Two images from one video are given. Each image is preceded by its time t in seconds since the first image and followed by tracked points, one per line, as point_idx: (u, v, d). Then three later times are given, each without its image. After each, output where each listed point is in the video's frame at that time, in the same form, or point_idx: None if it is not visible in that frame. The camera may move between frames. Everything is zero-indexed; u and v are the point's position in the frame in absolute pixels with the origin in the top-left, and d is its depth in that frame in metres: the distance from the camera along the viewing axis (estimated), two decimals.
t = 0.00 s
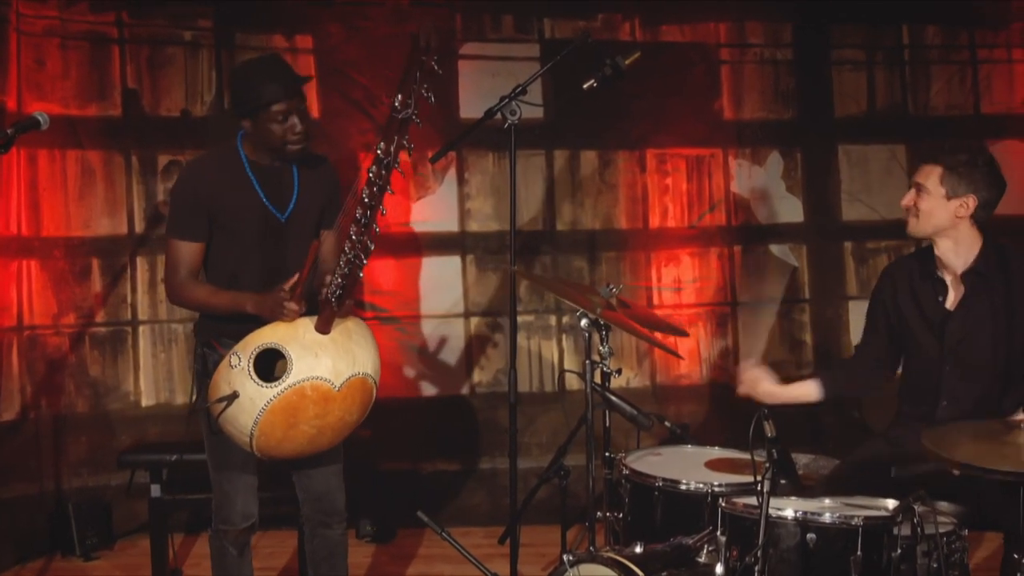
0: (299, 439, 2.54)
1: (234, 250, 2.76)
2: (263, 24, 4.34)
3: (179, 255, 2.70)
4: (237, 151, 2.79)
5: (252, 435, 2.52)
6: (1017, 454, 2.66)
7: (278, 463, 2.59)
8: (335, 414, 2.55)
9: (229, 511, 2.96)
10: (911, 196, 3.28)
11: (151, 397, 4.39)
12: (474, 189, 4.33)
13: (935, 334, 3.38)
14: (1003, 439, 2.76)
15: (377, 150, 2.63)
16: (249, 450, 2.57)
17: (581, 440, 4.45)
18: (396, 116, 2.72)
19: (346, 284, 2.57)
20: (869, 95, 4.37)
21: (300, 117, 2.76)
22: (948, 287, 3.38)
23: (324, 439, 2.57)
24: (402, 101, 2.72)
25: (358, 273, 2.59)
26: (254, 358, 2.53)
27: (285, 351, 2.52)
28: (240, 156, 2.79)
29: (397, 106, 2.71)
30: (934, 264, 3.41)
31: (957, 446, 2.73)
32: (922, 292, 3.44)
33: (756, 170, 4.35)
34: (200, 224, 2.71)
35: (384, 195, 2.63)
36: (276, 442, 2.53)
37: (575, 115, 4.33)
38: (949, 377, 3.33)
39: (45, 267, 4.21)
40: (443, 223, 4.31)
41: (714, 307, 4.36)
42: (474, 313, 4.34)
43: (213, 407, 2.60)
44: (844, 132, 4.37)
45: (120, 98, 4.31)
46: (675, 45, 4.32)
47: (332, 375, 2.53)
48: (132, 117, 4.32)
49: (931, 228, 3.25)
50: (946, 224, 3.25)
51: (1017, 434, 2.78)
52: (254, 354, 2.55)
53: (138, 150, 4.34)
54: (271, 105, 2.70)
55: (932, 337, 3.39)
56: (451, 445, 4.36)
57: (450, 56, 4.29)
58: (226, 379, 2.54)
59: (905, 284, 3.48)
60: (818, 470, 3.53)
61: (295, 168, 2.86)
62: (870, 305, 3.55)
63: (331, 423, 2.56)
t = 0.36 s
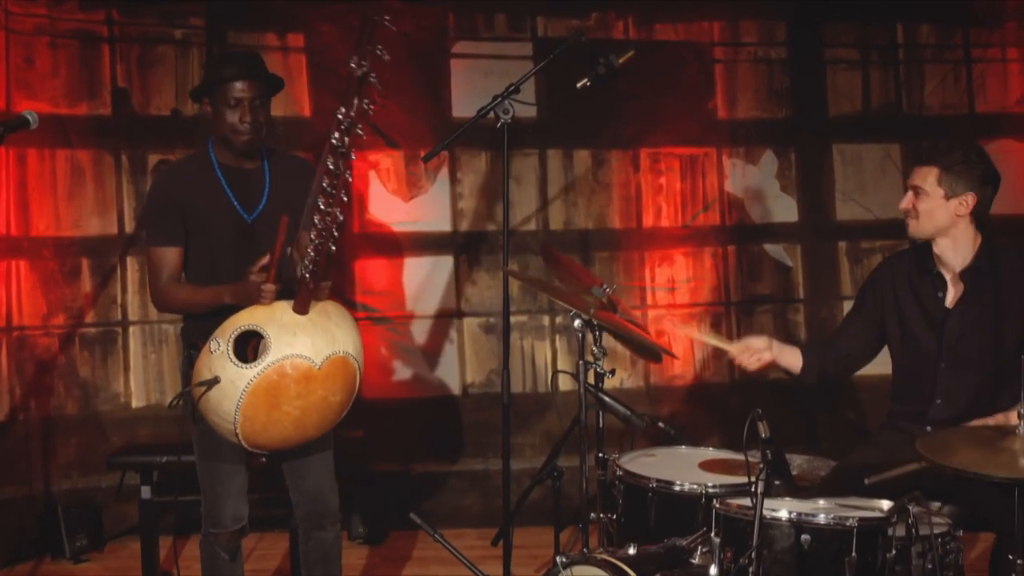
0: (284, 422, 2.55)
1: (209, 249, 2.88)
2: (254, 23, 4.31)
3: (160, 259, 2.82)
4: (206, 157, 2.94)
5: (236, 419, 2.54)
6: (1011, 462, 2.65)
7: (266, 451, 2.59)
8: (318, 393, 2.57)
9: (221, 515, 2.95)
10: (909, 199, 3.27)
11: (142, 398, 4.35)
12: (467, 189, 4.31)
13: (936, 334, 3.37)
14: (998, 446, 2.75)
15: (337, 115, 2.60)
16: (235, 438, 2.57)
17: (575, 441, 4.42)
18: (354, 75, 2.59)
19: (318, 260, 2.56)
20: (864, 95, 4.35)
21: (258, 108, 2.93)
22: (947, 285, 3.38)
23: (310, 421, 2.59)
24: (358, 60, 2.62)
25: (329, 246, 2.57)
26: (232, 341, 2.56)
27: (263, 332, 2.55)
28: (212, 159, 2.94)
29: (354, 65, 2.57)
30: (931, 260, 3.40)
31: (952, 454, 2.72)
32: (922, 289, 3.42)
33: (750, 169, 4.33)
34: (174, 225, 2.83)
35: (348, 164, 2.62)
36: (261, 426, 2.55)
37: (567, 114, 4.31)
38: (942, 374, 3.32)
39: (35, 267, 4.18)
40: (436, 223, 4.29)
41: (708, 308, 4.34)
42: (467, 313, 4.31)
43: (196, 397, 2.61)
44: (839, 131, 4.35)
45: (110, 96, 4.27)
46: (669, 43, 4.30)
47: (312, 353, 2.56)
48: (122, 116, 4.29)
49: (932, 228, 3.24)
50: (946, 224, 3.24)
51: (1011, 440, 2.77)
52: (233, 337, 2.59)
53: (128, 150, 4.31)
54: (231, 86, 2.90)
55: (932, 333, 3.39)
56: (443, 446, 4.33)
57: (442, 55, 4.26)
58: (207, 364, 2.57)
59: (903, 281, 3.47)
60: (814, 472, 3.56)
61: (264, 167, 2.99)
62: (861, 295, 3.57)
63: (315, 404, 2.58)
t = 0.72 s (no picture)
0: (265, 416, 2.55)
1: (189, 248, 2.88)
2: (244, 21, 4.28)
3: (141, 258, 2.81)
4: (191, 158, 2.95)
5: (216, 413, 2.52)
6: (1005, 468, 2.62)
7: (247, 448, 2.58)
8: (299, 387, 2.57)
9: (207, 517, 2.91)
10: (916, 228, 3.13)
11: (131, 398, 4.33)
12: (459, 188, 4.28)
13: (931, 338, 3.36)
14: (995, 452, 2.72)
15: (312, 101, 2.62)
16: (215, 434, 2.56)
17: (567, 442, 4.40)
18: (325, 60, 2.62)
19: (296, 250, 2.61)
20: (857, 94, 4.34)
21: (243, 117, 2.91)
22: (941, 289, 3.38)
23: (291, 416, 2.58)
24: (329, 43, 2.61)
25: (308, 237, 2.63)
26: (212, 334, 2.56)
27: (243, 324, 2.56)
28: (197, 161, 2.95)
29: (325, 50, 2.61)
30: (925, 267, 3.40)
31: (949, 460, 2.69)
32: (916, 295, 3.42)
33: (743, 168, 4.31)
34: (156, 224, 2.83)
35: (324, 151, 2.64)
36: (242, 420, 2.54)
37: (559, 114, 4.28)
38: (938, 378, 3.33)
39: (22, 268, 4.14)
40: (427, 223, 4.26)
41: (701, 307, 4.31)
42: (457, 313, 4.28)
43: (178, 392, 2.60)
44: (831, 131, 4.34)
45: (98, 95, 4.24)
46: (662, 42, 4.27)
47: (293, 345, 2.56)
48: (111, 115, 4.25)
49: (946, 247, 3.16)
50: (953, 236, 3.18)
51: (1005, 446, 2.73)
52: (213, 331, 2.58)
53: (116, 149, 4.27)
54: (218, 96, 2.88)
55: (926, 338, 3.38)
56: (435, 447, 4.30)
57: (434, 54, 4.24)
58: (188, 359, 2.57)
59: (895, 288, 3.46)
60: (809, 473, 3.53)
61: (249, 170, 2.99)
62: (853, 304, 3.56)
63: (297, 398, 2.57)
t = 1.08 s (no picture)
0: (241, 425, 2.63)
1: (175, 248, 2.89)
2: (231, 19, 4.24)
3: (127, 259, 2.83)
4: (176, 158, 2.95)
5: (194, 421, 2.62)
6: (995, 469, 2.63)
7: (225, 454, 2.67)
8: (276, 397, 2.64)
9: (192, 520, 2.91)
10: (922, 235, 3.07)
11: (117, 400, 4.28)
12: (448, 188, 4.25)
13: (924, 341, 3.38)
14: (985, 452, 2.72)
15: (291, 110, 2.66)
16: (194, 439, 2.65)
17: (557, 442, 4.37)
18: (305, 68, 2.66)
19: (277, 259, 2.67)
20: (847, 93, 4.32)
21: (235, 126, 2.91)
22: (938, 293, 3.38)
23: (268, 424, 2.66)
24: (309, 51, 2.65)
25: (288, 245, 2.67)
26: (191, 341, 2.65)
27: (222, 332, 2.63)
28: (183, 160, 2.96)
29: (304, 58, 2.65)
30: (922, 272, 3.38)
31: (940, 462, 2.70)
32: (909, 297, 3.40)
33: (733, 168, 4.29)
34: (141, 225, 2.84)
35: (304, 159, 2.66)
36: (219, 428, 2.63)
37: (548, 113, 4.26)
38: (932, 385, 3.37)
39: (8, 268, 4.12)
40: (416, 223, 4.23)
41: (691, 308, 4.30)
42: (447, 313, 4.26)
43: (161, 397, 2.71)
44: (822, 130, 4.32)
45: (84, 94, 4.20)
46: (652, 41, 4.25)
47: (271, 355, 2.64)
48: (96, 114, 4.21)
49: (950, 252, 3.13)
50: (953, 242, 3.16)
51: (996, 446, 2.73)
52: (193, 337, 2.67)
53: (102, 148, 4.23)
54: (205, 107, 2.85)
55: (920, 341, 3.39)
56: (423, 448, 4.27)
57: (422, 52, 4.21)
58: (168, 364, 2.66)
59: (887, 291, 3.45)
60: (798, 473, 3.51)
61: (235, 170, 3.00)
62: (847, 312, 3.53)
63: (274, 407, 2.65)
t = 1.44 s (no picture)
0: (225, 428, 2.60)
1: (163, 250, 2.91)
2: (217, 17, 4.21)
3: (118, 263, 2.86)
4: (160, 159, 2.96)
5: (177, 423, 2.60)
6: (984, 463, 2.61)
7: (209, 457, 2.65)
8: (260, 399, 2.61)
9: (179, 522, 2.89)
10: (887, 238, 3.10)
11: (102, 401, 4.24)
12: (437, 187, 4.22)
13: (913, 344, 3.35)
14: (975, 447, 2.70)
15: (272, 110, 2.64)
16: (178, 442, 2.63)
17: (546, 443, 4.35)
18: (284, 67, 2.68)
19: (260, 260, 2.65)
20: (838, 93, 4.30)
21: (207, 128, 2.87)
22: (926, 293, 3.36)
23: (252, 428, 2.63)
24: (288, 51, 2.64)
25: (272, 245, 2.67)
26: (174, 342, 2.62)
27: (205, 334, 2.61)
28: (165, 161, 2.96)
29: (284, 57, 2.66)
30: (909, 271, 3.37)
31: (927, 456, 2.69)
32: (898, 292, 3.40)
33: (723, 167, 4.27)
34: (127, 228, 2.87)
35: (286, 159, 2.66)
36: (202, 431, 2.60)
37: (537, 112, 4.23)
38: (923, 383, 3.33)
39: None
40: (404, 223, 4.20)
41: (681, 308, 4.27)
42: (435, 313, 4.23)
43: (146, 399, 2.69)
44: (812, 129, 4.30)
45: (69, 93, 4.16)
46: (642, 40, 4.23)
47: (255, 357, 2.61)
48: (81, 113, 4.18)
49: (921, 255, 3.14)
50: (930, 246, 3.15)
51: (986, 441, 2.72)
52: (176, 339, 2.64)
53: (87, 147, 4.20)
54: (177, 112, 2.83)
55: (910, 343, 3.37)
56: (412, 448, 4.25)
57: (410, 51, 4.18)
58: (151, 365, 2.64)
59: (879, 291, 3.44)
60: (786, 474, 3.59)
61: (218, 167, 2.98)
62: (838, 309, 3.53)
63: (258, 410, 2.62)
